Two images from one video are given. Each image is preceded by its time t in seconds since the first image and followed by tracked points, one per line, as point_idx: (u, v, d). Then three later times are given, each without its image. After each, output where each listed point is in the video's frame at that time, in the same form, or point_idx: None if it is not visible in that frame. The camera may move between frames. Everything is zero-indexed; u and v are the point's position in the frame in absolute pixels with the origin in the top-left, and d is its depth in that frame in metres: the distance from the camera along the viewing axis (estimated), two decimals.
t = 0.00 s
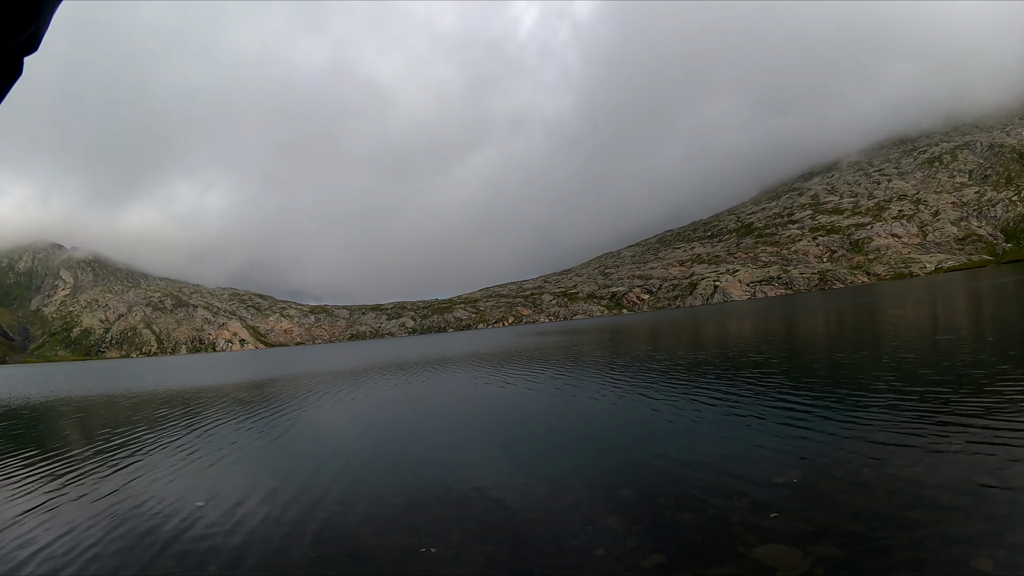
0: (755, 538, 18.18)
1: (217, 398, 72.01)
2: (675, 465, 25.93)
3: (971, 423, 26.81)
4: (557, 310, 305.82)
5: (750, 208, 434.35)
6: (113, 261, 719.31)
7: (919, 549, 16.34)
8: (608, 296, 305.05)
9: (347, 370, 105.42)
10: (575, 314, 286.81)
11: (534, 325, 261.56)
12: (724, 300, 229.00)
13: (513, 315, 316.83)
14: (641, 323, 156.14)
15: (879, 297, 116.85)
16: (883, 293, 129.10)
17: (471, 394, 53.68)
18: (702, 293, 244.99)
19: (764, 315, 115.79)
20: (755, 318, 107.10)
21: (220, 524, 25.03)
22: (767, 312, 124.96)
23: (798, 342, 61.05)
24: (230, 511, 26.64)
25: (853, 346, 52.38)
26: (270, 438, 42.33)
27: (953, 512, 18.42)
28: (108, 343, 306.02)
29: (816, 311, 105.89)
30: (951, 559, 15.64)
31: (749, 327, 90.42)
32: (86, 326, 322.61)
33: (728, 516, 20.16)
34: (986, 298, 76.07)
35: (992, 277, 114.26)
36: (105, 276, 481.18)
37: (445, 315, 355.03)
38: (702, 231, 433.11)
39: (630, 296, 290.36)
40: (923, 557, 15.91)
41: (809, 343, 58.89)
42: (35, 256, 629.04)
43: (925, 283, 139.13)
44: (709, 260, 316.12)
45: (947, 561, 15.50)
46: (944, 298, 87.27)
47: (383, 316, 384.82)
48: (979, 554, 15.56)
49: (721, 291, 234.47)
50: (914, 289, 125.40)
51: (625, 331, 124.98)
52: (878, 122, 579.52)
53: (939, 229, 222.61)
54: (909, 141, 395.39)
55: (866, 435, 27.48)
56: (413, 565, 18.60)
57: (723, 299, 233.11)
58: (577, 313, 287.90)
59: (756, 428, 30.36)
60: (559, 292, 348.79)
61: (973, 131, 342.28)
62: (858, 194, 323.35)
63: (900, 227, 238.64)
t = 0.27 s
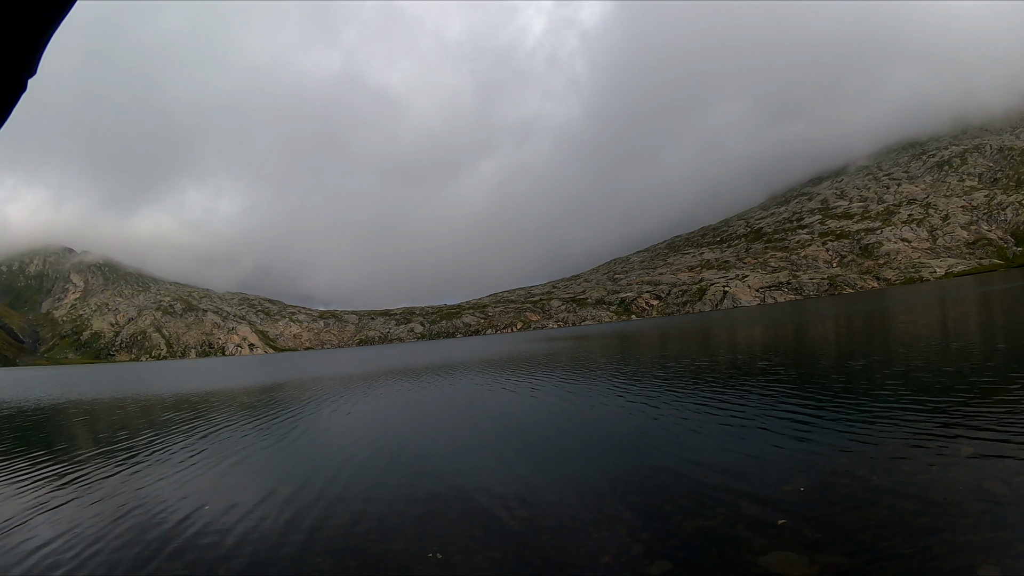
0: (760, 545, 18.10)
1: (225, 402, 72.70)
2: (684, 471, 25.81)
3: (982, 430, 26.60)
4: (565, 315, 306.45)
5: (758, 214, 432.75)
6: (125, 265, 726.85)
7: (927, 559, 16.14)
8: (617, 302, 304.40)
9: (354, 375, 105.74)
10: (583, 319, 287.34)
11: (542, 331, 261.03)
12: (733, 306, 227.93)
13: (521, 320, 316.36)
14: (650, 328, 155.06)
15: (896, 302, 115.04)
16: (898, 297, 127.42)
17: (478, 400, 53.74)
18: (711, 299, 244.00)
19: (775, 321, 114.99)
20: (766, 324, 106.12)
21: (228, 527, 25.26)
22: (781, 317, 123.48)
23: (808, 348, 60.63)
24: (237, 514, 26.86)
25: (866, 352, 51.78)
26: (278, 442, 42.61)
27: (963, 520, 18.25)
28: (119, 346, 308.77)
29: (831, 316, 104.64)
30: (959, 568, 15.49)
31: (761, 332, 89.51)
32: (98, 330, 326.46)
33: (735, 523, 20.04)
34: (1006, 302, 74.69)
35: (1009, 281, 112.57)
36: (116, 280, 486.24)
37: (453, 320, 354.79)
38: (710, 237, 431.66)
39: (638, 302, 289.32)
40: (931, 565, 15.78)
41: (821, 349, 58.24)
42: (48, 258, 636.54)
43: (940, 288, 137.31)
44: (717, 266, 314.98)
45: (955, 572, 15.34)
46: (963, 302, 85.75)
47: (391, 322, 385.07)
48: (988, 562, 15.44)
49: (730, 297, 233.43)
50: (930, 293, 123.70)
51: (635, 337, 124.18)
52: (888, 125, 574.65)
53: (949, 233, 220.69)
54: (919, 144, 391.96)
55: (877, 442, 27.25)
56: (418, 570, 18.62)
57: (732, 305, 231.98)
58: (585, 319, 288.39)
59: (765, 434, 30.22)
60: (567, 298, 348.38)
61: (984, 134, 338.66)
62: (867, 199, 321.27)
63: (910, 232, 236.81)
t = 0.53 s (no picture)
0: (764, 551, 18.07)
1: (226, 409, 72.56)
2: (687, 479, 25.75)
3: (984, 436, 26.54)
4: (568, 324, 305.81)
5: (761, 222, 432.67)
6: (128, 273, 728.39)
7: (932, 565, 16.13)
8: (619, 311, 303.85)
9: (356, 383, 105.54)
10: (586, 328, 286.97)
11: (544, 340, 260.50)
12: (735, 315, 227.54)
13: (523, 329, 315.90)
14: (653, 337, 154.76)
15: (901, 309, 114.59)
16: (902, 305, 126.91)
17: (479, 408, 53.68)
18: (714, 308, 243.57)
19: (777, 329, 114.64)
20: (769, 332, 105.83)
21: (230, 532, 25.26)
22: (786, 325, 122.97)
23: (810, 356, 60.48)
24: (239, 520, 26.81)
25: (868, 360, 51.69)
26: (279, 449, 42.50)
27: (966, 526, 18.21)
28: (121, 352, 308.96)
29: (835, 324, 104.17)
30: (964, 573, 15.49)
31: (763, 340, 89.33)
32: (100, 336, 326.47)
33: (739, 531, 19.90)
34: (1011, 309, 74.38)
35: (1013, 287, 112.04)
36: (118, 286, 486.86)
37: (455, 329, 354.20)
38: (712, 245, 431.61)
39: (641, 310, 288.74)
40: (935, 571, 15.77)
41: (823, 357, 58.13)
42: (50, 264, 637.98)
43: (945, 294, 136.82)
44: (720, 274, 314.31)
45: None
46: (968, 309, 85.33)
47: (394, 330, 384.77)
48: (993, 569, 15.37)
49: (732, 305, 233.08)
50: (935, 300, 123.13)
51: (638, 346, 123.83)
52: (889, 132, 574.86)
53: (951, 240, 220.40)
54: (921, 151, 391.92)
55: (880, 448, 27.16)
56: None
57: (735, 313, 231.39)
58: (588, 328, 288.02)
59: (768, 442, 30.15)
60: (570, 307, 348.05)
61: (985, 140, 338.51)
62: (869, 206, 321.39)
63: (912, 239, 236.77)
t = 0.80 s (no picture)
0: (767, 556, 17.96)
1: (225, 416, 72.23)
2: (689, 486, 25.58)
3: (985, 440, 26.54)
4: (567, 333, 305.47)
5: (760, 230, 433.36)
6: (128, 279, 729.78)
7: (935, 568, 16.11)
8: (619, 320, 303.35)
9: (355, 391, 105.07)
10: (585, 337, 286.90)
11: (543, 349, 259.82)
12: (735, 323, 227.28)
13: (523, 337, 315.21)
14: (652, 346, 154.45)
15: (900, 317, 114.42)
16: (902, 313, 126.66)
17: (479, 417, 53.45)
18: (714, 316, 243.28)
19: (776, 338, 114.47)
20: (769, 341, 105.55)
21: (229, 538, 25.09)
22: (786, 333, 122.67)
23: (810, 364, 60.41)
24: (238, 527, 26.66)
25: (868, 367, 51.55)
26: (278, 457, 42.25)
27: (967, 528, 18.26)
28: (119, 359, 307.78)
29: (836, 332, 103.93)
30: None
31: (763, 349, 89.13)
32: (98, 342, 326.08)
33: (741, 536, 19.83)
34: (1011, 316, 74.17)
35: (1012, 296, 111.91)
36: (119, 292, 489.01)
37: (455, 337, 353.33)
38: (712, 253, 431.83)
39: (640, 319, 288.24)
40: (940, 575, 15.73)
41: (823, 365, 57.98)
42: (50, 271, 639.31)
43: (945, 302, 136.58)
44: (719, 283, 314.15)
45: None
46: (968, 317, 85.14)
47: (393, 338, 383.96)
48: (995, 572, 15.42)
49: (732, 313, 232.79)
50: (934, 308, 122.88)
51: (637, 354, 123.45)
52: (887, 140, 576.16)
53: (951, 247, 220.51)
54: (919, 159, 392.75)
55: (879, 453, 27.19)
56: None
57: (734, 321, 231.15)
58: (587, 337, 287.82)
59: (768, 449, 30.02)
60: (569, 315, 347.43)
61: (983, 147, 339.68)
62: (868, 214, 321.91)
63: (911, 246, 237.08)
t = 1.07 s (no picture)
0: (772, 557, 17.92)
1: (225, 418, 72.07)
2: (691, 487, 25.53)
3: (984, 441, 26.60)
4: (566, 335, 305.10)
5: (759, 232, 433.52)
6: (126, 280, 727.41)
7: (940, 568, 16.12)
8: (618, 322, 303.23)
9: (355, 394, 104.80)
10: (584, 339, 286.77)
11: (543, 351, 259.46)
12: (734, 325, 227.38)
13: (521, 339, 315.03)
14: (651, 348, 154.40)
15: (899, 318, 114.49)
16: (900, 314, 126.66)
17: (480, 419, 53.32)
18: (713, 318, 243.38)
19: (776, 339, 114.12)
20: (768, 342, 105.54)
21: (231, 541, 25.04)
22: (786, 335, 122.60)
23: (809, 365, 60.35)
24: (239, 529, 26.56)
25: (867, 368, 51.58)
26: (279, 459, 42.12)
27: (969, 528, 18.28)
28: (117, 361, 307.06)
29: (835, 333, 103.90)
30: None
31: (762, 350, 89.15)
32: (97, 344, 325.50)
33: (742, 537, 19.83)
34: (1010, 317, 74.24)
35: (1010, 297, 112.13)
36: (118, 294, 488.41)
37: (454, 339, 352.80)
38: (711, 255, 431.75)
39: (639, 321, 288.13)
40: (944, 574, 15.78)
41: (823, 366, 58.01)
42: (48, 272, 637.78)
43: (944, 303, 136.74)
44: (718, 284, 314.07)
45: None
46: (968, 318, 85.09)
47: (392, 340, 383.57)
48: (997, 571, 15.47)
49: (731, 315, 232.87)
50: (933, 309, 122.91)
51: (637, 356, 123.35)
52: (885, 142, 577.38)
53: (949, 249, 220.63)
54: (917, 160, 393.38)
55: (880, 454, 27.19)
56: None
57: (733, 323, 231.11)
58: (586, 338, 287.72)
59: (768, 450, 30.02)
60: (568, 317, 347.25)
61: (982, 149, 340.04)
62: (867, 216, 322.04)
63: (910, 248, 237.47)
